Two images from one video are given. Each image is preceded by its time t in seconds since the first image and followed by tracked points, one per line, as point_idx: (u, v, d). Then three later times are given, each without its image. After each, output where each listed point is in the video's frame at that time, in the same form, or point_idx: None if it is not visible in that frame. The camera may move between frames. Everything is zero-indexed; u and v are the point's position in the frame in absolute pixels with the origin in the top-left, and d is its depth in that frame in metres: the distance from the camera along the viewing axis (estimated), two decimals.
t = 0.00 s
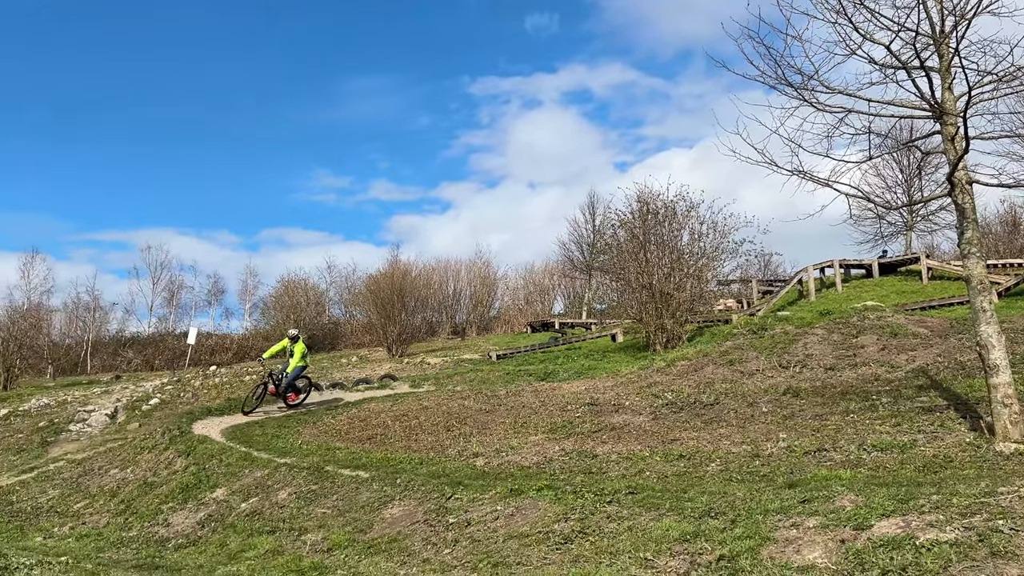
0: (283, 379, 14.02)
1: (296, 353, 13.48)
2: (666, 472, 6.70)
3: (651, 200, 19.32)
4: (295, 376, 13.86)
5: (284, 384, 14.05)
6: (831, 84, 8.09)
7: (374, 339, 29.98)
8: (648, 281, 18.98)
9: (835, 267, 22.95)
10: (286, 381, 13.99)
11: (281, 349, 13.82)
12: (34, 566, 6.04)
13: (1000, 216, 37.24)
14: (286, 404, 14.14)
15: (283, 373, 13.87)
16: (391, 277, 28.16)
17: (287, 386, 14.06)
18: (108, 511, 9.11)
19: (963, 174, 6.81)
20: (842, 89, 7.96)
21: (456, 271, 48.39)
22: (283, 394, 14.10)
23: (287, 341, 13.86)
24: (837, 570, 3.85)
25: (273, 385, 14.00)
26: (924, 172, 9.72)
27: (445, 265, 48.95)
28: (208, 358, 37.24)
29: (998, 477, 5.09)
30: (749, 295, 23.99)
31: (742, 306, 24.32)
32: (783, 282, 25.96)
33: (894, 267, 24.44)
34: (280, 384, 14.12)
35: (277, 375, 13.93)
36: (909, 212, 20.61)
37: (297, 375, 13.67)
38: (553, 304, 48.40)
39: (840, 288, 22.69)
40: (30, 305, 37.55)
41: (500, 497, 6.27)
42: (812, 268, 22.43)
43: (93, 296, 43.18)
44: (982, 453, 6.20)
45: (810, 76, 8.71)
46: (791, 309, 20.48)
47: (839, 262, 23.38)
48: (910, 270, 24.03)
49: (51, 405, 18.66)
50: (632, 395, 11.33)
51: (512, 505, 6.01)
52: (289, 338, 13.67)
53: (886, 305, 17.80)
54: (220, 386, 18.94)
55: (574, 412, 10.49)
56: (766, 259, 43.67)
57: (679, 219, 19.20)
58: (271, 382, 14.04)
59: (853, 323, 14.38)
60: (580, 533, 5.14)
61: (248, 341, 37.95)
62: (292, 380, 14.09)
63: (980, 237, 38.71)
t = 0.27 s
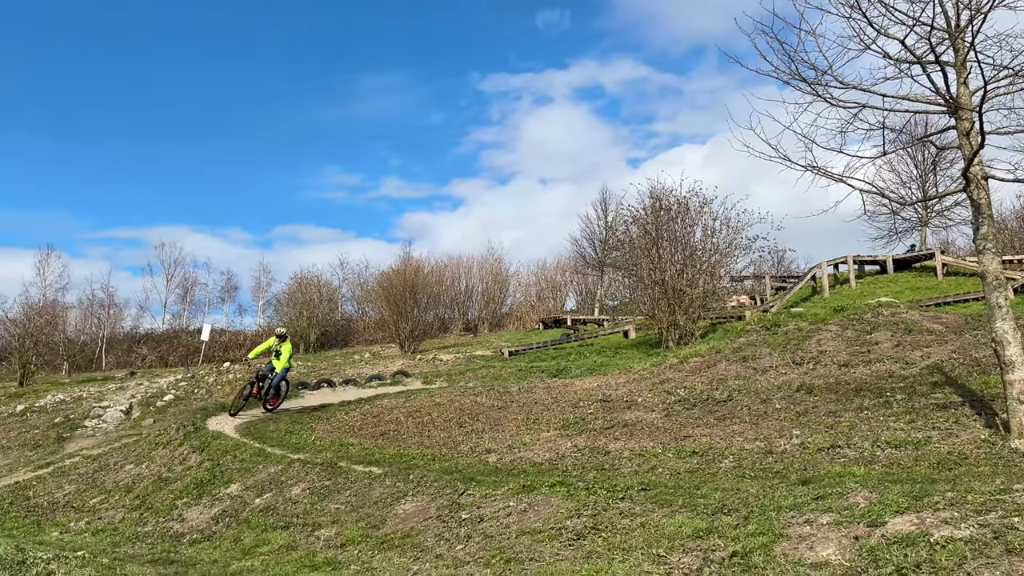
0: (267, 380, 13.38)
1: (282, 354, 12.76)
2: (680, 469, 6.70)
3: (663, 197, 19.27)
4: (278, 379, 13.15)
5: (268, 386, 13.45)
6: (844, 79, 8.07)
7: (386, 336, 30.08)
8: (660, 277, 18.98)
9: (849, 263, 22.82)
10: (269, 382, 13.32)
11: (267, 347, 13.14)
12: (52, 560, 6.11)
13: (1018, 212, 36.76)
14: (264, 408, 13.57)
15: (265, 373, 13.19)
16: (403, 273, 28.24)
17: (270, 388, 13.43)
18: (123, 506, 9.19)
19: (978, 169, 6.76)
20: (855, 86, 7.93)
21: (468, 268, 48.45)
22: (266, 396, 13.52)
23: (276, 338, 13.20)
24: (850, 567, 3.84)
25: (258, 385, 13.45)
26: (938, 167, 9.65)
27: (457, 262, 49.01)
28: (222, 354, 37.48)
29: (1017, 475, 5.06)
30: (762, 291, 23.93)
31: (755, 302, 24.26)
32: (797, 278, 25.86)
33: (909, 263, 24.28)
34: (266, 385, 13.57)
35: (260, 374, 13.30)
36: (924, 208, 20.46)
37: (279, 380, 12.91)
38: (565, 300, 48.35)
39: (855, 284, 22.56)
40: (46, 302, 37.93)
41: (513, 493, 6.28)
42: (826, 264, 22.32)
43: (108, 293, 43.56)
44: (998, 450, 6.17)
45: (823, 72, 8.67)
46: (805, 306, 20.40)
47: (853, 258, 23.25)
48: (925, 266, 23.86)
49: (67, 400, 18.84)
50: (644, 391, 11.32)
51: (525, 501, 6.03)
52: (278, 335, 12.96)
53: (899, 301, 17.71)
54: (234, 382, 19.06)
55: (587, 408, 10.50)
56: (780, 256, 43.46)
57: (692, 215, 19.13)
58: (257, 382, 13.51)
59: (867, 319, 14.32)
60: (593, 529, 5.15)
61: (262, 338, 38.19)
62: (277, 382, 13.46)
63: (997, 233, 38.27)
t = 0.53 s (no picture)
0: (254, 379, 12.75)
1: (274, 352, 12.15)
2: (686, 465, 6.71)
3: (670, 193, 19.18)
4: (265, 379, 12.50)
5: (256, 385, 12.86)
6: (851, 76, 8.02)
7: (393, 333, 30.14)
8: (668, 274, 19.02)
9: (857, 260, 22.74)
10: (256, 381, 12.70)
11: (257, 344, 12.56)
12: (61, 555, 6.15)
13: None
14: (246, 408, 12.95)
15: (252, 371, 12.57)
16: (410, 271, 28.25)
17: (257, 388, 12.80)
18: (132, 501, 9.23)
19: (987, 166, 6.72)
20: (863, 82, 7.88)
21: (475, 266, 48.42)
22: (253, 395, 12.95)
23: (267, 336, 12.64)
24: (857, 563, 3.84)
25: (246, 383, 12.87)
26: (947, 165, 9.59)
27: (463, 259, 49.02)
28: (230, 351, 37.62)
29: None
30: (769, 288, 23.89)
31: (762, 300, 24.24)
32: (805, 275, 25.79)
33: (917, 260, 24.18)
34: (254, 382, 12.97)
35: (248, 372, 12.72)
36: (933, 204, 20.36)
37: (265, 380, 12.24)
38: (571, 297, 48.29)
39: (863, 281, 22.49)
40: (55, 298, 38.15)
41: (520, 490, 6.29)
42: (834, 261, 22.25)
43: (116, 290, 43.76)
44: (1008, 447, 6.14)
45: (830, 68, 8.62)
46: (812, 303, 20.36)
47: (861, 255, 23.16)
48: (934, 263, 23.75)
49: (77, 396, 18.96)
50: (651, 388, 11.32)
51: (531, 497, 6.04)
52: (268, 332, 12.35)
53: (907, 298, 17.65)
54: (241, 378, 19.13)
55: (594, 405, 10.49)
56: (788, 252, 43.30)
57: (700, 211, 19.05)
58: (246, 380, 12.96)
59: (875, 316, 14.28)
60: (599, 526, 5.16)
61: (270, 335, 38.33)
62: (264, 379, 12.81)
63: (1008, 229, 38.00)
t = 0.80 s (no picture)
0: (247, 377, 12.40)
1: (267, 348, 11.78)
2: (688, 462, 6.71)
3: (672, 191, 19.16)
4: (259, 377, 12.15)
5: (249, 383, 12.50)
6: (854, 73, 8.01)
7: (395, 330, 30.15)
8: (670, 272, 19.04)
9: (859, 258, 22.72)
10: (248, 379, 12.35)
11: (248, 341, 12.29)
12: (64, 551, 6.16)
13: None
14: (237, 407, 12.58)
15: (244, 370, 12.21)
16: (411, 268, 28.24)
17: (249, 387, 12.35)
18: (134, 498, 9.24)
19: (989, 163, 6.71)
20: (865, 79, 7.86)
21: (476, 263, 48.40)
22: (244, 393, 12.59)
23: (261, 333, 12.41)
24: (858, 561, 3.84)
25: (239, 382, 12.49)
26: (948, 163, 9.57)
27: (465, 257, 49.01)
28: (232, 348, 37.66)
29: None
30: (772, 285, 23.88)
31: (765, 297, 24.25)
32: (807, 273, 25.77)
33: (919, 258, 24.15)
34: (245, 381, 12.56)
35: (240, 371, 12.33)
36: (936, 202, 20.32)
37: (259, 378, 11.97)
38: (573, 295, 48.25)
39: (865, 279, 22.47)
40: (57, 295, 38.18)
41: (522, 487, 6.29)
42: (836, 259, 22.23)
43: (118, 287, 43.79)
44: (1010, 445, 6.14)
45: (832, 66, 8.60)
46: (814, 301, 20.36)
47: (863, 253, 23.14)
48: (936, 261, 23.72)
49: (78, 393, 18.98)
50: (653, 385, 11.32)
51: (532, 494, 6.04)
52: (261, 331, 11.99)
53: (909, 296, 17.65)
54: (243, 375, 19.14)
55: (595, 402, 10.49)
56: (790, 249, 43.26)
57: (701, 209, 19.03)
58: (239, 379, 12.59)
59: (876, 314, 14.28)
60: (600, 523, 5.16)
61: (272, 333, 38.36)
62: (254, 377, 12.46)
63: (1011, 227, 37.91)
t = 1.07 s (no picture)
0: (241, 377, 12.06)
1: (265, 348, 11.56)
2: (685, 461, 6.72)
3: (669, 190, 19.18)
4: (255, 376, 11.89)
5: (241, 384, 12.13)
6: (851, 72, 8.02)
7: (392, 328, 30.14)
8: (667, 271, 19.02)
9: (856, 257, 22.75)
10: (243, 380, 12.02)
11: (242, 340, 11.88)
12: (60, 548, 6.15)
13: None
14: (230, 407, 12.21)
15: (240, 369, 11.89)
16: (409, 266, 28.22)
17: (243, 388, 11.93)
18: (130, 496, 9.23)
19: (986, 163, 6.72)
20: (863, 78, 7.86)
21: (474, 261, 48.41)
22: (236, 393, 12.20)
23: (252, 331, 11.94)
24: (854, 559, 3.85)
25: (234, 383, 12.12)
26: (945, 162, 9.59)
27: (463, 255, 49.05)
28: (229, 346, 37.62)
29: None
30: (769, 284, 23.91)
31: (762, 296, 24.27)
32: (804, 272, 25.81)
33: (916, 258, 24.20)
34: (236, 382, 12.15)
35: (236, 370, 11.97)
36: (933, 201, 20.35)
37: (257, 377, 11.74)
38: (571, 293, 48.29)
39: (861, 278, 22.50)
40: (55, 292, 38.15)
41: (519, 485, 6.29)
42: (833, 258, 22.26)
43: (115, 284, 43.72)
44: (1006, 444, 6.16)
45: (830, 64, 8.61)
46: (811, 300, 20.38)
47: (860, 252, 23.17)
48: (933, 260, 23.77)
49: (75, 390, 18.98)
50: (650, 384, 11.34)
51: (530, 492, 6.04)
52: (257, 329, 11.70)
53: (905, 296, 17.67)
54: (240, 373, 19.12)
55: (593, 400, 10.51)
56: (789, 248, 43.24)
57: (699, 208, 19.06)
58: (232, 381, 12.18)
59: (873, 313, 14.30)
60: (597, 521, 5.16)
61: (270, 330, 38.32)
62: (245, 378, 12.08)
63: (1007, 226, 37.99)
